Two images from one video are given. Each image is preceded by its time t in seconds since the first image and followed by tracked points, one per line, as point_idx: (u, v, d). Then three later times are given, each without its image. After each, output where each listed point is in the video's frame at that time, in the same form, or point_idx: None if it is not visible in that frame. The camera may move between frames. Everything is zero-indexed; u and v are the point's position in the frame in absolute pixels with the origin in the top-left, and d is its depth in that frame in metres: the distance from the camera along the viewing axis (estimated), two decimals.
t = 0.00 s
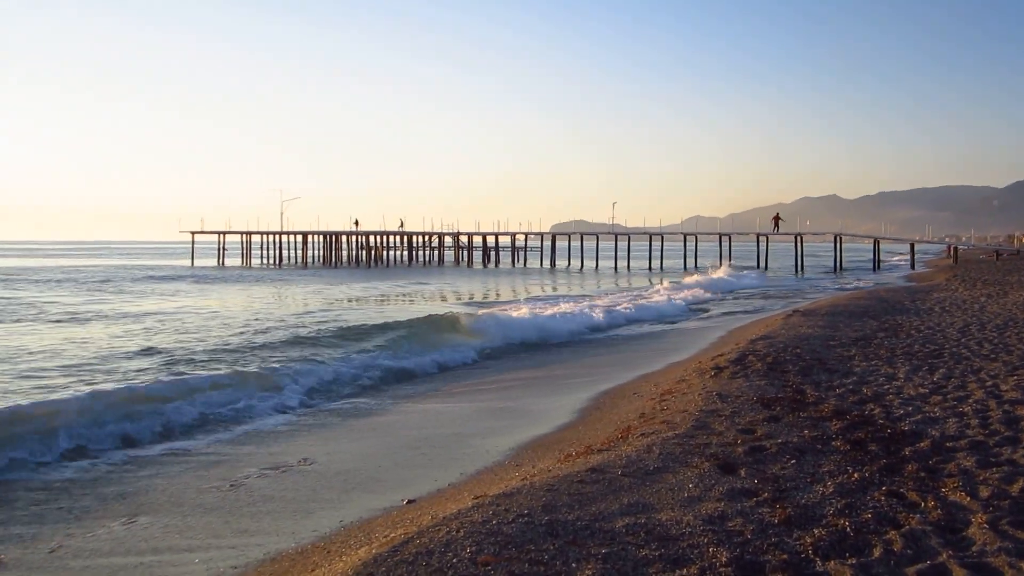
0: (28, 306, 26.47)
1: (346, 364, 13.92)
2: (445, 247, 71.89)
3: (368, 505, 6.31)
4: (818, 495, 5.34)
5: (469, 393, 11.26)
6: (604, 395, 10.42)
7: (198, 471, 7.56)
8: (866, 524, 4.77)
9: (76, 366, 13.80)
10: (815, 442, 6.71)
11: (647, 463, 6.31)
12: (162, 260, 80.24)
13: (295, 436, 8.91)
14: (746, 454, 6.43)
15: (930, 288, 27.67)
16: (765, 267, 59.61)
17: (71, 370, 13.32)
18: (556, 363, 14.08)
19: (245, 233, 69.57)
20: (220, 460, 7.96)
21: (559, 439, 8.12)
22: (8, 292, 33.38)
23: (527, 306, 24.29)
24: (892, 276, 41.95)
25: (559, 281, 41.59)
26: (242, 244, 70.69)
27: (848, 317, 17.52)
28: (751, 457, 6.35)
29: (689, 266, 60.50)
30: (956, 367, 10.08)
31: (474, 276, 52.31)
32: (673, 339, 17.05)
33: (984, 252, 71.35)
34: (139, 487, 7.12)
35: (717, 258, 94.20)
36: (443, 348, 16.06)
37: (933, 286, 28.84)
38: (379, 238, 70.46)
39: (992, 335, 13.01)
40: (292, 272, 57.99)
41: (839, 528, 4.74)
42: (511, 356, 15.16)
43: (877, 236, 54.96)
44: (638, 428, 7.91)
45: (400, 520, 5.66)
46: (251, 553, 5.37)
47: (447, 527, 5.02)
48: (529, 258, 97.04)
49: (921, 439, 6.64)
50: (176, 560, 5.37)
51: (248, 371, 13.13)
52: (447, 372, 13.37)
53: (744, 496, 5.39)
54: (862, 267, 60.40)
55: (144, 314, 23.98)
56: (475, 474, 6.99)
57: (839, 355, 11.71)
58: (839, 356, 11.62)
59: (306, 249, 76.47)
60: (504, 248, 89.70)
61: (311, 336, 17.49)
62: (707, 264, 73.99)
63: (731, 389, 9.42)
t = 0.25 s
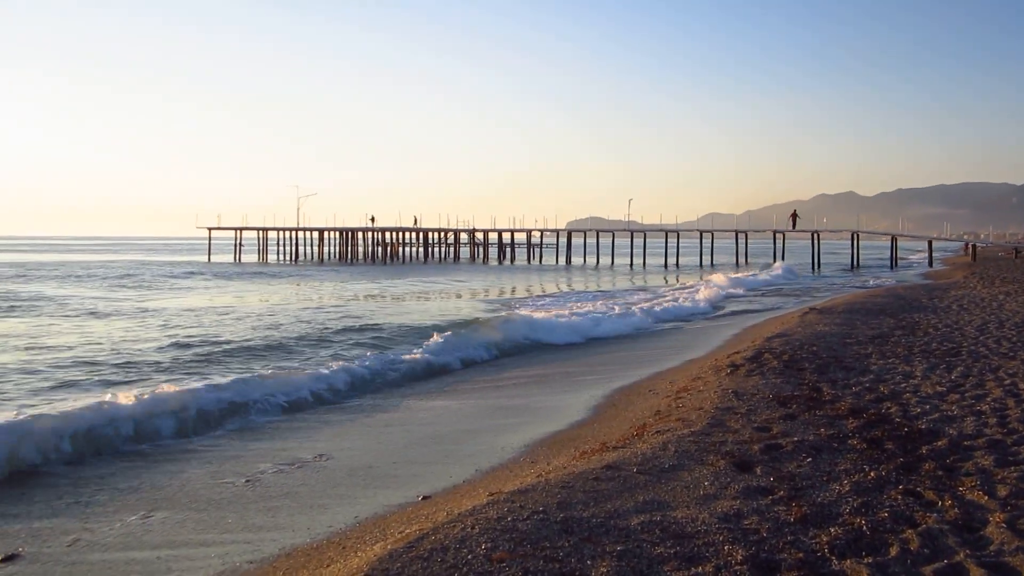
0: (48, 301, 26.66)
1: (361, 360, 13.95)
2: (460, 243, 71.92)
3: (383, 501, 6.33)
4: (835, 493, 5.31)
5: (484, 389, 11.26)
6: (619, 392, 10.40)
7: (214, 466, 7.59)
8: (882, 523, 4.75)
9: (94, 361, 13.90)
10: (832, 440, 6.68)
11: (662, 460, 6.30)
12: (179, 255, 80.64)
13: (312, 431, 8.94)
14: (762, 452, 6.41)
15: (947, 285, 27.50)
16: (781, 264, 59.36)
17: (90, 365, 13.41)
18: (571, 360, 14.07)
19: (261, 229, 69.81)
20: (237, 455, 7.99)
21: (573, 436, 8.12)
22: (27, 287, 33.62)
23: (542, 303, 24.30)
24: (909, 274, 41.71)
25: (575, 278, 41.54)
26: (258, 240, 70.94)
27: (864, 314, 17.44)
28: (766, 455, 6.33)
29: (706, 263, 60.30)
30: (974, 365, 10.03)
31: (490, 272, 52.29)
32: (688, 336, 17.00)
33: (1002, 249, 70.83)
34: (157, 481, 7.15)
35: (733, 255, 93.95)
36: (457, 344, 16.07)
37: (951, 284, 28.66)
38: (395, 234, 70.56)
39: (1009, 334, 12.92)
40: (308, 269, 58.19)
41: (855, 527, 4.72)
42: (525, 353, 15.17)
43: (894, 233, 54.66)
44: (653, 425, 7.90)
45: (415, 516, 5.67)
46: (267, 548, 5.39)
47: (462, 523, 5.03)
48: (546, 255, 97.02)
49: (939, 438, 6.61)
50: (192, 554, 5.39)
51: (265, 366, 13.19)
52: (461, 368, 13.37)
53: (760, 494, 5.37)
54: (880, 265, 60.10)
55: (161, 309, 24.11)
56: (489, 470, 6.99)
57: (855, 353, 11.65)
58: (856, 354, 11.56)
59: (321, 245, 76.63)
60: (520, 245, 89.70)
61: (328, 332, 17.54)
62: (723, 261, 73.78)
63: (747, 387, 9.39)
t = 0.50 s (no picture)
0: (64, 299, 26.79)
1: (374, 359, 13.97)
2: (473, 242, 71.89)
3: (395, 498, 6.33)
4: (849, 493, 5.29)
5: (496, 388, 11.25)
6: (632, 391, 10.38)
7: (227, 463, 7.62)
8: (897, 522, 4.73)
9: (111, 358, 13.97)
10: (846, 439, 6.66)
11: (675, 459, 6.29)
12: (192, 253, 80.90)
13: (325, 429, 8.95)
14: (776, 451, 6.39)
15: (964, 284, 27.33)
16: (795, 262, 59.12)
17: (106, 363, 13.48)
18: (583, 359, 14.05)
19: (276, 226, 70.01)
20: (251, 452, 8.01)
21: (586, 434, 8.10)
22: (44, 285, 33.83)
23: (554, 301, 24.27)
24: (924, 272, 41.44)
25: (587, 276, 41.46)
26: (272, 238, 71.10)
27: (878, 313, 17.34)
28: (780, 454, 6.31)
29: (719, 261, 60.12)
30: (990, 364, 9.95)
31: (503, 270, 52.28)
32: (702, 335, 16.96)
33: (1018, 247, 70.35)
34: (170, 478, 7.18)
35: (747, 253, 93.63)
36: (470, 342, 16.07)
37: (967, 282, 28.48)
38: (408, 232, 70.60)
39: None
40: (322, 267, 58.37)
41: (870, 526, 4.70)
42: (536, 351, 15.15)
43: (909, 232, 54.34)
44: (667, 424, 7.88)
45: (427, 514, 5.68)
46: (280, 545, 5.40)
47: (475, 521, 5.03)
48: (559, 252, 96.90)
49: (954, 437, 6.57)
50: (205, 550, 5.41)
51: (279, 365, 13.23)
52: (473, 366, 13.37)
53: (774, 493, 5.35)
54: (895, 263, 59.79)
55: (177, 307, 24.23)
56: (502, 468, 6.99)
57: (870, 352, 11.59)
58: (871, 352, 11.50)
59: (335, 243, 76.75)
60: (533, 243, 89.62)
61: (342, 331, 17.57)
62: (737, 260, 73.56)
63: (760, 385, 9.36)
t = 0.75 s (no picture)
0: (78, 296, 26.91)
1: (386, 357, 13.98)
2: (486, 240, 71.88)
3: (408, 496, 6.34)
4: (863, 493, 5.27)
5: (508, 387, 11.25)
6: (645, 390, 10.36)
7: (240, 460, 7.64)
8: (911, 523, 4.72)
9: (127, 355, 14.05)
10: (860, 439, 6.64)
11: (688, 458, 6.28)
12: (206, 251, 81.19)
13: (340, 426, 8.97)
14: (789, 451, 6.37)
15: (979, 284, 27.17)
16: (809, 261, 58.93)
17: (122, 359, 13.57)
18: (595, 358, 14.04)
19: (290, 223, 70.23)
20: (267, 449, 8.03)
21: (599, 433, 8.10)
22: (58, 282, 33.98)
23: (567, 300, 24.25)
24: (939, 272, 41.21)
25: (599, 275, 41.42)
26: (286, 236, 71.27)
27: (892, 313, 17.26)
28: (794, 453, 6.30)
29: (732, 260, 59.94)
30: (1005, 364, 9.89)
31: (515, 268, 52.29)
32: (715, 334, 16.91)
33: None
34: (184, 475, 7.21)
35: (760, 253, 93.35)
36: (482, 341, 16.07)
37: (982, 282, 28.30)
38: (421, 231, 70.65)
39: None
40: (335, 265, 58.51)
41: (884, 526, 4.69)
42: (548, 349, 15.14)
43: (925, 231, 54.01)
44: (680, 423, 7.86)
45: (440, 512, 5.68)
46: (293, 542, 5.42)
47: (488, 519, 5.03)
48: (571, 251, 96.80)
49: (969, 437, 6.54)
50: (218, 547, 5.43)
51: (294, 362, 13.27)
52: (485, 363, 13.36)
53: (787, 492, 5.34)
54: (909, 262, 59.51)
55: (193, 304, 24.34)
56: (515, 466, 6.99)
57: (884, 351, 11.53)
58: (885, 352, 11.45)
59: (347, 241, 76.87)
60: (546, 241, 89.57)
61: (357, 329, 17.62)
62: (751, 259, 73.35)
63: (774, 385, 9.33)
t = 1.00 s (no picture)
0: (96, 297, 27.06)
1: (402, 357, 14.00)
2: (502, 240, 71.88)
3: (425, 496, 6.34)
4: (882, 494, 5.24)
5: (524, 387, 11.24)
6: (661, 390, 10.33)
7: (256, 459, 7.67)
8: (931, 524, 4.69)
9: (145, 355, 14.14)
10: (879, 440, 6.60)
11: (706, 459, 6.26)
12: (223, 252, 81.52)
13: (355, 425, 9.00)
14: (807, 452, 6.35)
15: (999, 283, 26.97)
16: (826, 261, 58.67)
17: (140, 360, 13.66)
18: (611, 358, 14.01)
19: (306, 223, 70.45)
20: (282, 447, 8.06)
21: (615, 434, 8.08)
22: (76, 283, 34.17)
23: (584, 301, 24.22)
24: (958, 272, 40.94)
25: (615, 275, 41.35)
26: (302, 236, 71.48)
27: (911, 313, 17.15)
28: (812, 454, 6.28)
29: (749, 260, 59.75)
30: None
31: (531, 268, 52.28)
32: (731, 334, 16.85)
33: None
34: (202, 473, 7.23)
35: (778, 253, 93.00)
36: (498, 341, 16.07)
37: (1002, 281, 28.10)
38: (437, 231, 70.72)
39: None
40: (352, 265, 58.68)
41: (903, 527, 4.66)
42: (563, 349, 15.12)
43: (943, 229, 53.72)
44: (697, 423, 7.84)
45: (456, 512, 5.69)
46: (311, 541, 5.43)
47: (505, 519, 5.03)
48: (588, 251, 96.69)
49: (989, 439, 6.49)
50: (236, 546, 5.45)
51: (310, 362, 13.31)
52: (501, 363, 13.36)
53: (805, 493, 5.32)
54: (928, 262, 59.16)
55: (210, 305, 24.46)
56: (532, 467, 6.98)
57: (903, 352, 11.46)
58: (904, 352, 11.37)
59: (364, 241, 77.02)
60: (562, 242, 89.48)
61: (372, 329, 17.67)
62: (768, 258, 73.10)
63: (791, 385, 9.29)
